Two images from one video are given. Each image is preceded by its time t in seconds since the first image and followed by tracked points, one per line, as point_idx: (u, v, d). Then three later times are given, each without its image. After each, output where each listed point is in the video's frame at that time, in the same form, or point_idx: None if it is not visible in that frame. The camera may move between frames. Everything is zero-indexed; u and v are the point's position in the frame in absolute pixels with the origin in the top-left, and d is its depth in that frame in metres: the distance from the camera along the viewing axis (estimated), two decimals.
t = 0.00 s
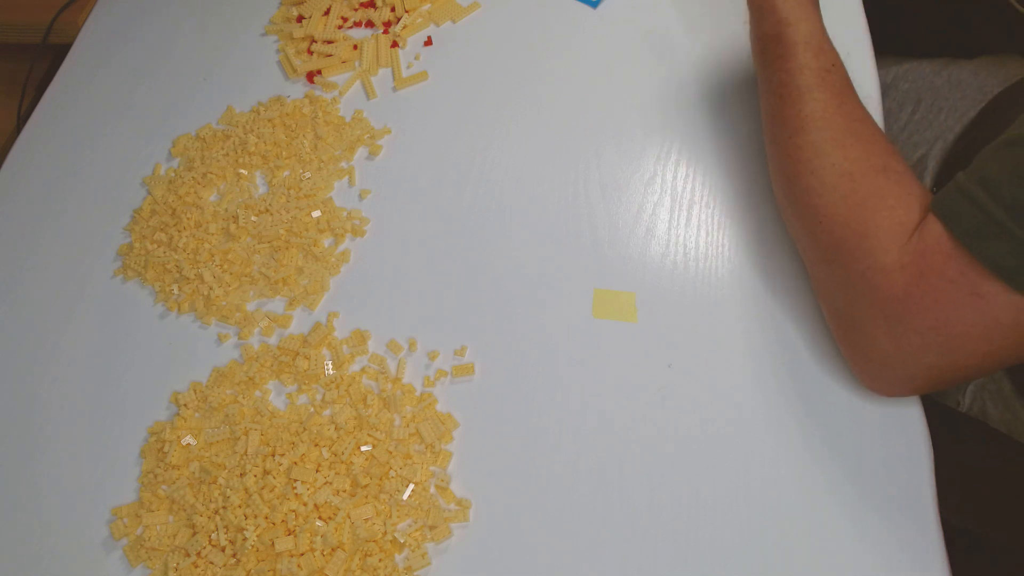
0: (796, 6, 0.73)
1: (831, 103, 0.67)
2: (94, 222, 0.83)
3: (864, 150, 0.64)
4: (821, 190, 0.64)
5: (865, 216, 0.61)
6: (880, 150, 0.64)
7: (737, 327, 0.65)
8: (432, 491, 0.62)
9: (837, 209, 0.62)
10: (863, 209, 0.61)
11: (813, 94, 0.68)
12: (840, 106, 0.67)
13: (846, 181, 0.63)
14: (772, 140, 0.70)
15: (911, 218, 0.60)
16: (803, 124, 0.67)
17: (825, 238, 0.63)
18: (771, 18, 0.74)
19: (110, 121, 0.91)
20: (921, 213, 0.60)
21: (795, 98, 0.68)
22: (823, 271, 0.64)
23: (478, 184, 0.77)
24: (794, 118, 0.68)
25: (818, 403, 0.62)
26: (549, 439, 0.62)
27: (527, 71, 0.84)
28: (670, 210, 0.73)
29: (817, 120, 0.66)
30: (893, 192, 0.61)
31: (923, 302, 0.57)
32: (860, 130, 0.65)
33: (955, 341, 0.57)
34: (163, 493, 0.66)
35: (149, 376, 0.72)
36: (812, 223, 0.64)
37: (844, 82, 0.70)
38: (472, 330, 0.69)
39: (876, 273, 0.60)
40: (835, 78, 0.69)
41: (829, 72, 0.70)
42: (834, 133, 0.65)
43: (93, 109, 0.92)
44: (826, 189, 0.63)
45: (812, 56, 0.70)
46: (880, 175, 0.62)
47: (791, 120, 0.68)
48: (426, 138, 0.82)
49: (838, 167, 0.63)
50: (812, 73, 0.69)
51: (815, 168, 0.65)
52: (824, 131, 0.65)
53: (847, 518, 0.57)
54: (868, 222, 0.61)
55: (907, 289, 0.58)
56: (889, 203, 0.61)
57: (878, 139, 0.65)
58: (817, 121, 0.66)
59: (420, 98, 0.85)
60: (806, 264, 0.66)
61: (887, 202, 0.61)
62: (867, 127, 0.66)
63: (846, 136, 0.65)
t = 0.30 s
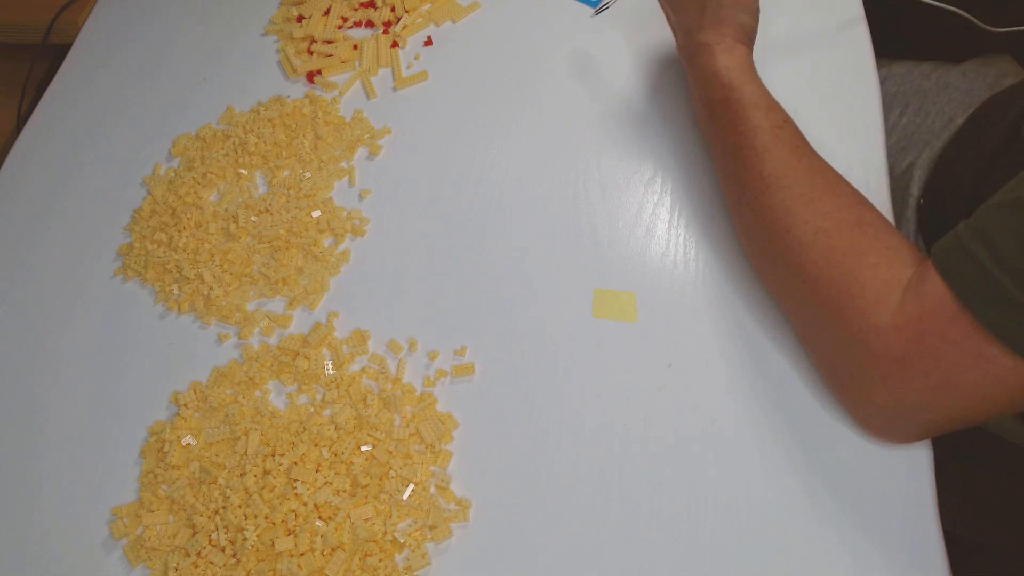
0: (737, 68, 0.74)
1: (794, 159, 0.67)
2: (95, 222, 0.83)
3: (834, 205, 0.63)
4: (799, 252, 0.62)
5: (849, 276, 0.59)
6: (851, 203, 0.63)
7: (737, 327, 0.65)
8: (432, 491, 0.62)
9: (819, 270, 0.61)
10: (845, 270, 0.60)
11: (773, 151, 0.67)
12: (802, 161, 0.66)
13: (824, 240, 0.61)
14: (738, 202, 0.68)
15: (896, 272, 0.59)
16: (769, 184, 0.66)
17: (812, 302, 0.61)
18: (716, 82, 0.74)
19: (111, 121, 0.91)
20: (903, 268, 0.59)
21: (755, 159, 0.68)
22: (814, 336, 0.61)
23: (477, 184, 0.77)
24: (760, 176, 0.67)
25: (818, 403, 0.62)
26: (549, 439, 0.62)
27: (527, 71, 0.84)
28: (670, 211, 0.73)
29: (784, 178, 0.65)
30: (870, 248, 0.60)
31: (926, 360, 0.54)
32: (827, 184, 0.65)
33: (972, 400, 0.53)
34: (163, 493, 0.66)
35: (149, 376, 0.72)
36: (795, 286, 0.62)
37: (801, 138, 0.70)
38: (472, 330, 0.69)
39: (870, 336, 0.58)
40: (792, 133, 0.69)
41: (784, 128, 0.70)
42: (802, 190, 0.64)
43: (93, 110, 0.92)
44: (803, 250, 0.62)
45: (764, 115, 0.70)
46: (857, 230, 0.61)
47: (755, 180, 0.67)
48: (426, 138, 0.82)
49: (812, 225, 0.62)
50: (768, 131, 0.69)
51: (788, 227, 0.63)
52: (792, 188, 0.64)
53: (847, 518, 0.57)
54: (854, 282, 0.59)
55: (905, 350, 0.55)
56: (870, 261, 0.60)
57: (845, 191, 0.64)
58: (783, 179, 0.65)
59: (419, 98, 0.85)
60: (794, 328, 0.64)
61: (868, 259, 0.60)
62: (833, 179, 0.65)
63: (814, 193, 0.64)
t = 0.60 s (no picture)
0: (753, 102, 0.71)
1: (821, 195, 0.64)
2: (95, 222, 0.83)
3: (866, 245, 0.60)
4: (833, 295, 0.59)
5: (888, 320, 0.57)
6: (882, 241, 0.61)
7: (738, 327, 0.65)
8: (432, 491, 0.62)
9: (857, 314, 0.58)
10: (884, 314, 0.57)
11: (800, 188, 0.64)
12: (829, 197, 0.64)
13: (859, 282, 0.59)
14: (764, 242, 0.65)
15: (937, 314, 0.56)
16: (798, 223, 0.63)
17: (849, 348, 0.58)
18: (733, 115, 0.71)
19: (111, 121, 0.91)
20: (944, 309, 0.56)
21: (781, 197, 0.65)
22: (850, 380, 0.59)
23: (477, 184, 0.77)
24: (788, 210, 0.64)
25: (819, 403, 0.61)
26: (549, 439, 0.62)
27: (527, 71, 0.85)
28: (670, 211, 0.73)
29: (813, 216, 0.63)
30: (907, 289, 0.58)
31: (977, 409, 0.53)
32: (856, 221, 0.62)
33: None
34: (163, 493, 0.66)
35: (150, 376, 0.72)
36: (831, 331, 0.59)
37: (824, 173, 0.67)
38: (472, 330, 0.69)
39: (915, 383, 0.55)
40: (815, 167, 0.67)
41: (807, 163, 0.67)
42: (833, 229, 0.62)
43: (93, 110, 0.92)
44: (838, 293, 0.59)
45: (785, 150, 0.67)
46: (892, 271, 0.59)
47: (782, 219, 0.64)
48: (426, 138, 0.82)
49: (846, 264, 0.60)
50: (791, 166, 0.66)
51: (822, 265, 0.60)
52: (822, 227, 0.62)
53: (846, 518, 0.57)
54: (895, 326, 0.57)
55: (953, 399, 0.53)
56: (908, 303, 0.57)
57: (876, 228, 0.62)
58: (812, 217, 0.63)
59: (419, 98, 0.85)
60: (828, 374, 0.61)
61: (906, 301, 0.57)
62: (861, 215, 0.63)
63: (845, 232, 0.61)
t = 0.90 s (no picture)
0: (749, 112, 0.71)
1: (819, 200, 0.64)
2: (94, 223, 0.83)
3: (865, 248, 0.61)
4: (833, 298, 0.60)
5: (888, 321, 0.57)
6: (880, 244, 0.61)
7: (738, 327, 0.65)
8: (432, 491, 0.62)
9: (857, 316, 0.58)
10: (884, 315, 0.58)
11: (798, 193, 0.65)
12: (827, 201, 0.64)
13: (859, 284, 0.59)
14: (763, 246, 0.65)
15: (937, 314, 0.56)
16: (797, 227, 0.63)
17: (850, 352, 0.59)
18: (728, 125, 0.71)
19: (111, 121, 0.91)
20: (944, 309, 0.57)
21: (779, 202, 0.65)
22: (851, 382, 0.59)
23: (478, 185, 0.77)
24: (788, 214, 0.64)
25: (820, 403, 0.61)
26: (549, 439, 0.62)
27: (527, 71, 0.85)
28: (670, 210, 0.73)
29: (812, 220, 0.63)
30: (907, 290, 0.58)
31: (981, 409, 0.52)
32: (855, 224, 0.63)
33: None
34: (163, 493, 0.66)
35: (150, 376, 0.72)
36: (832, 334, 0.60)
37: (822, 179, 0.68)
38: (472, 330, 0.69)
39: (917, 383, 0.55)
40: (813, 173, 0.67)
41: (804, 168, 0.67)
42: (832, 233, 0.62)
43: (92, 110, 0.92)
44: (838, 295, 0.60)
45: (782, 156, 0.68)
46: (891, 272, 0.59)
47: (781, 223, 0.64)
48: (426, 138, 0.82)
49: (846, 267, 0.60)
50: (788, 171, 0.67)
51: (822, 268, 0.61)
52: (821, 231, 0.62)
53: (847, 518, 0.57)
54: (895, 327, 0.57)
55: (957, 399, 0.53)
56: (908, 304, 0.57)
57: (875, 231, 0.62)
58: (811, 221, 0.63)
59: (419, 98, 0.85)
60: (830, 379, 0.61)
61: (906, 302, 0.58)
62: (860, 218, 0.63)
63: (843, 235, 0.62)
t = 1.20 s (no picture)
0: (770, 125, 0.69)
1: (838, 218, 0.62)
2: (95, 223, 0.83)
3: (884, 268, 0.59)
4: (851, 318, 0.58)
5: (905, 344, 0.55)
6: (901, 265, 0.59)
7: (738, 327, 0.65)
8: (432, 491, 0.62)
9: (874, 337, 0.56)
10: (901, 337, 0.56)
11: (813, 210, 0.63)
12: (846, 220, 0.62)
13: (874, 305, 0.57)
14: (779, 263, 0.63)
15: (952, 337, 0.54)
16: (814, 245, 0.61)
17: (867, 374, 0.57)
18: (747, 137, 0.69)
19: (111, 121, 0.91)
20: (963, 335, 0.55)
21: (795, 218, 0.63)
22: (863, 402, 0.57)
23: (477, 185, 0.77)
24: (799, 231, 0.62)
25: (821, 403, 0.61)
26: (549, 439, 0.62)
27: (527, 71, 0.84)
28: (670, 210, 0.73)
29: (830, 238, 0.61)
30: (926, 312, 0.56)
31: (994, 437, 0.50)
32: (875, 244, 0.60)
33: None
34: (163, 493, 0.66)
35: (150, 376, 0.72)
36: (847, 355, 0.58)
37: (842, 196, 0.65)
38: (472, 330, 0.69)
39: (932, 408, 0.53)
40: (833, 190, 0.65)
41: (824, 185, 0.65)
42: (850, 252, 0.60)
43: (92, 111, 0.92)
44: (855, 315, 0.58)
45: (801, 171, 0.66)
46: (908, 293, 0.57)
47: (798, 240, 0.62)
48: (426, 138, 0.82)
49: (860, 286, 0.58)
50: (806, 188, 0.64)
51: (835, 287, 0.59)
52: (840, 249, 0.60)
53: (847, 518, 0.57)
54: (909, 350, 0.55)
55: (971, 426, 0.51)
56: (926, 326, 0.55)
57: (895, 253, 0.60)
58: (825, 239, 0.61)
59: (419, 98, 0.85)
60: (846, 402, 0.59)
61: (925, 324, 0.55)
62: (880, 239, 0.61)
63: (862, 254, 0.60)
